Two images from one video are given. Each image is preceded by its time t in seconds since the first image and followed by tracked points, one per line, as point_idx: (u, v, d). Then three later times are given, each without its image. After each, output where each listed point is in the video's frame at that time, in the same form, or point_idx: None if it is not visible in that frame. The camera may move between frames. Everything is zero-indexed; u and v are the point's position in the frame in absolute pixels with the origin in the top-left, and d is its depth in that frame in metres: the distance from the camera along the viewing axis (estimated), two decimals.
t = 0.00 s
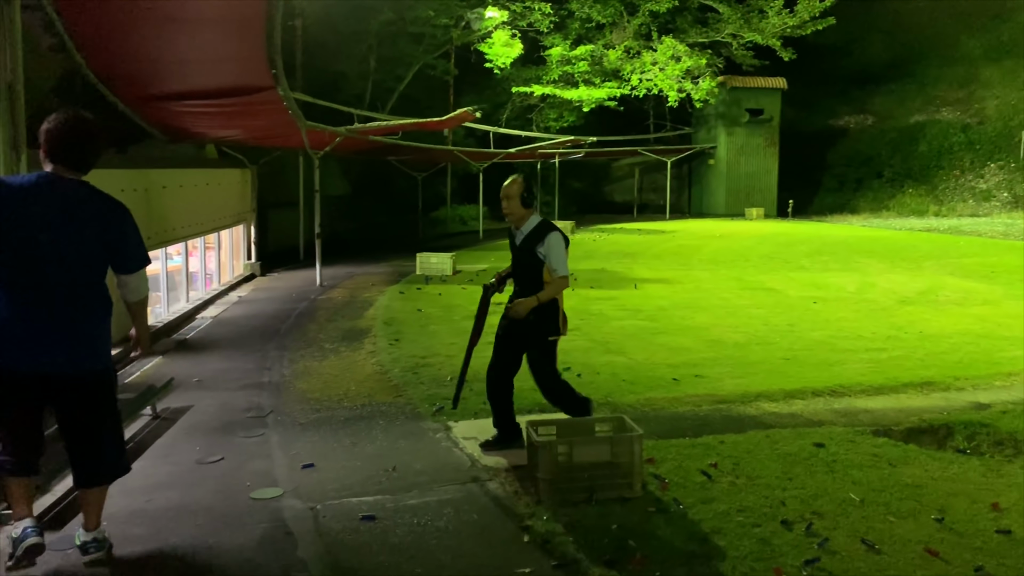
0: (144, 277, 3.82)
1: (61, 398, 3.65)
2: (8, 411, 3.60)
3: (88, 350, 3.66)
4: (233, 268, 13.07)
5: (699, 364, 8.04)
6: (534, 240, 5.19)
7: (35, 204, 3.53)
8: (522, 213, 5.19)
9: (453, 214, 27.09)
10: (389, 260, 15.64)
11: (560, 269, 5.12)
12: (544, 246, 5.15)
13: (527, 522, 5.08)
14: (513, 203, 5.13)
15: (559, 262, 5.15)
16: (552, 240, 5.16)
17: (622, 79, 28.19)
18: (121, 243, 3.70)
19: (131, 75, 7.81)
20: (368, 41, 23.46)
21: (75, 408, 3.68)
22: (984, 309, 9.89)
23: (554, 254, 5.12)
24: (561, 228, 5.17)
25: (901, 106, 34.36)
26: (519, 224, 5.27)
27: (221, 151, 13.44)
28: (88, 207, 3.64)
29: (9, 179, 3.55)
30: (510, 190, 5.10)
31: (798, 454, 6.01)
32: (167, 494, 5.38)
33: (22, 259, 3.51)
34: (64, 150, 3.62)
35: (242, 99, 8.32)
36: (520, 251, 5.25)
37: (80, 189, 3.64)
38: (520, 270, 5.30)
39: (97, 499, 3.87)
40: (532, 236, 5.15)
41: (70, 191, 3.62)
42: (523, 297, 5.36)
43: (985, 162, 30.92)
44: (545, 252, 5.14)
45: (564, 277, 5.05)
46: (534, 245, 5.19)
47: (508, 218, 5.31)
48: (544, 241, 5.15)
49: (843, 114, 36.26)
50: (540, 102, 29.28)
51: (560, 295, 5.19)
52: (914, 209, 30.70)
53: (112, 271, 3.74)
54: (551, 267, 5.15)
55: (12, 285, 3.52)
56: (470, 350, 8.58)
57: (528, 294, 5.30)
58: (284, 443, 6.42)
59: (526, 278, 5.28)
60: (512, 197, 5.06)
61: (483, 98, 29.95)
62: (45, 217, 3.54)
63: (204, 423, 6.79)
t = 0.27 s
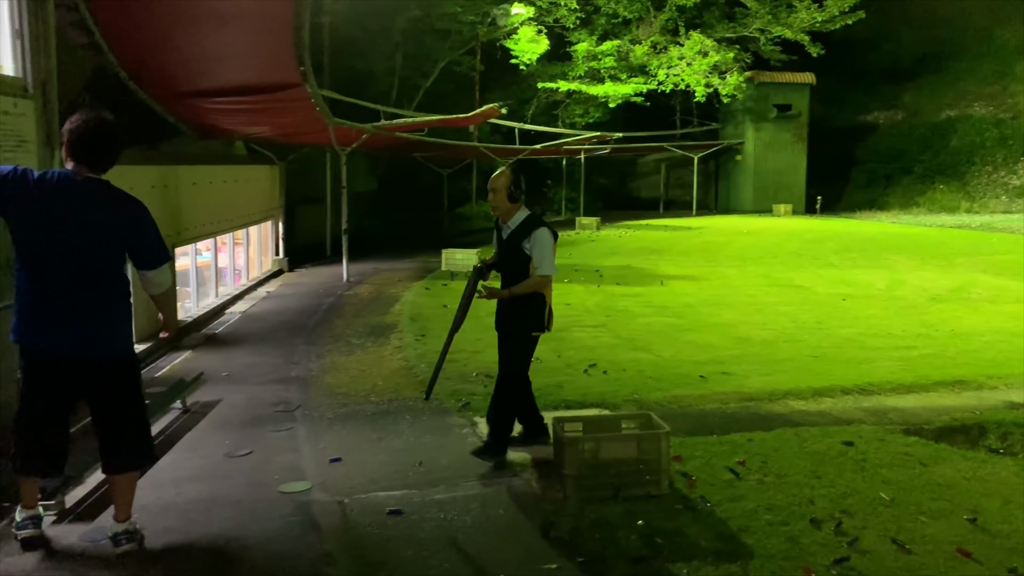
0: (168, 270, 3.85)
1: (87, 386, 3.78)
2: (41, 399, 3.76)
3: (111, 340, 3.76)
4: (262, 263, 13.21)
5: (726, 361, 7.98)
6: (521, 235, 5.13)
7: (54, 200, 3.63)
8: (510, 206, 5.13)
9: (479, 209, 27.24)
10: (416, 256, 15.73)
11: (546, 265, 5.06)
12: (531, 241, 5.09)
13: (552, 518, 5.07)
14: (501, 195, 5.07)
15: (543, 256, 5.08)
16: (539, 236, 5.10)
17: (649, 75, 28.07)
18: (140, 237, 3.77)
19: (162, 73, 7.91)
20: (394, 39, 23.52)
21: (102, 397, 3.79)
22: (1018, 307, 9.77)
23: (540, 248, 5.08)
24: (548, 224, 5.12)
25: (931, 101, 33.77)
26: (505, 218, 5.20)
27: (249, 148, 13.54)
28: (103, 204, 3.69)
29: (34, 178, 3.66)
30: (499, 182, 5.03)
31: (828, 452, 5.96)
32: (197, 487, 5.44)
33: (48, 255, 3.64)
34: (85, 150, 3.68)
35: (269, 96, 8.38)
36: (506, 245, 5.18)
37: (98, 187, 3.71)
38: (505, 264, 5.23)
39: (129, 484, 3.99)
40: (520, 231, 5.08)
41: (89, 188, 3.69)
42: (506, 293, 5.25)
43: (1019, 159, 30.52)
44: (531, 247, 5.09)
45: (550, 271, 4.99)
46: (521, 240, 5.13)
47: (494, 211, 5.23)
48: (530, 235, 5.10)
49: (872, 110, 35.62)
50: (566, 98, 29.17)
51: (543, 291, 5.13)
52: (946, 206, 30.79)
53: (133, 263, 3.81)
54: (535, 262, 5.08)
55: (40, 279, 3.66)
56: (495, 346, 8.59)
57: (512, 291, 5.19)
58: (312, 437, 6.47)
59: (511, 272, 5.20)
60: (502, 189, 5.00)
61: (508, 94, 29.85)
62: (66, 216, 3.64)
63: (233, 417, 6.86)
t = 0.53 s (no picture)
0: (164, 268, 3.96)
1: (103, 375, 3.91)
2: (64, 390, 3.87)
3: (123, 331, 3.89)
4: (292, 260, 13.33)
5: (757, 359, 7.92)
6: (512, 239, 5.06)
7: (57, 200, 3.72)
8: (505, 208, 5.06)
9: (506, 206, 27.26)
10: (445, 253, 15.76)
11: (530, 271, 4.96)
12: (520, 247, 5.00)
13: (583, 515, 5.04)
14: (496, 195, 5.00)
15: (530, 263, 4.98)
16: (529, 242, 5.00)
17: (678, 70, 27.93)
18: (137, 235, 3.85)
19: (194, 70, 7.99)
20: (423, 36, 23.57)
21: (112, 386, 3.93)
22: None
23: (527, 255, 4.98)
24: (542, 232, 5.01)
25: (967, 97, 33.15)
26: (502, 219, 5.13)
27: (280, 146, 13.65)
28: (107, 202, 3.80)
29: (41, 177, 3.74)
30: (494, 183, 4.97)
31: (860, 452, 5.89)
32: (229, 481, 5.51)
33: (58, 252, 3.75)
34: (87, 150, 3.77)
35: (299, 94, 8.45)
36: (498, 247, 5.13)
37: (100, 187, 3.81)
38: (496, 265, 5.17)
39: (151, 471, 4.13)
40: (510, 235, 5.02)
41: (93, 186, 3.78)
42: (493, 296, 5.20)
43: None
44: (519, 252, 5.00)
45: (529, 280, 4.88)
46: (511, 243, 5.05)
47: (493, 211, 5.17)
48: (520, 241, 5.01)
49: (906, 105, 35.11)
50: (595, 94, 29.11)
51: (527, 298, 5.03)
52: (982, 202, 30.48)
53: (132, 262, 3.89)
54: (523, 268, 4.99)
55: (52, 276, 3.78)
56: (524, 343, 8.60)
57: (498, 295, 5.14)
58: (342, 432, 6.52)
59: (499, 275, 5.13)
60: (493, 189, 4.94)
61: (537, 90, 29.81)
62: (70, 215, 3.73)
63: (263, 411, 6.93)
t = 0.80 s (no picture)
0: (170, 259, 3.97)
1: (119, 363, 3.98)
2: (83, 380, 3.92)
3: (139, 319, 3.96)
4: (322, 257, 13.44)
5: (787, 359, 7.85)
6: (505, 239, 5.20)
7: (69, 194, 3.77)
8: (496, 208, 5.20)
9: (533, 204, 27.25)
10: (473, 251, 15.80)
11: (526, 270, 5.09)
12: (514, 246, 5.14)
13: (612, 514, 5.02)
14: (487, 196, 5.13)
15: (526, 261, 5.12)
16: (522, 240, 5.14)
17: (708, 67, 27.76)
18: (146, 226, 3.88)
19: (224, 69, 8.06)
20: (451, 35, 23.60)
21: (124, 370, 4.02)
22: None
23: (522, 253, 5.11)
24: (534, 230, 5.15)
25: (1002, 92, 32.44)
26: (493, 220, 5.27)
27: (311, 144, 13.74)
28: (119, 196, 3.84)
29: (53, 174, 3.80)
30: (484, 183, 5.10)
31: (894, 453, 5.82)
32: (261, 475, 5.57)
33: (74, 247, 3.82)
34: (97, 147, 3.82)
35: (330, 93, 8.50)
36: (490, 247, 5.25)
37: (112, 180, 3.87)
38: (490, 267, 5.29)
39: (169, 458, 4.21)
40: (504, 235, 5.16)
41: (104, 183, 3.83)
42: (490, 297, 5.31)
43: None
44: (513, 251, 5.13)
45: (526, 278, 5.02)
46: (504, 243, 5.19)
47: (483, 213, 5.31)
48: (513, 240, 5.15)
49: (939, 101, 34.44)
50: (624, 91, 29.04)
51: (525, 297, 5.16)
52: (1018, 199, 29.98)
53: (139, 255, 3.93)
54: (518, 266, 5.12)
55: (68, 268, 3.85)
56: (552, 341, 8.60)
57: (494, 296, 5.25)
58: (371, 429, 6.56)
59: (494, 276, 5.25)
60: (485, 189, 5.08)
61: (565, 88, 29.74)
62: (83, 209, 3.79)
63: (294, 407, 7.00)
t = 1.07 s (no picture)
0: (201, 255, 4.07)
1: (150, 359, 4.04)
2: (117, 375, 3.98)
3: (172, 313, 4.03)
4: (352, 255, 13.52)
5: (820, 359, 7.77)
6: (497, 243, 4.97)
7: (98, 192, 3.82)
8: (483, 211, 4.94)
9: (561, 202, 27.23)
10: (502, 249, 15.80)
11: (525, 274, 4.90)
12: (509, 249, 4.93)
13: (641, 514, 4.99)
14: (475, 198, 4.86)
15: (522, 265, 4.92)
16: (516, 243, 4.94)
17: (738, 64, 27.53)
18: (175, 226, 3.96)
19: (256, 68, 8.15)
20: (480, 33, 23.63)
21: (150, 366, 4.06)
22: None
23: (516, 256, 4.91)
24: (526, 231, 4.97)
25: None
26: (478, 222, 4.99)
27: (342, 142, 13.83)
28: (153, 194, 3.90)
29: (84, 171, 3.85)
30: (471, 186, 4.83)
31: (929, 456, 5.75)
32: (292, 472, 5.63)
33: (106, 243, 3.87)
34: (125, 145, 3.86)
35: (360, 92, 8.56)
36: (481, 251, 5.00)
37: (144, 177, 3.92)
38: (481, 271, 5.04)
39: (198, 451, 4.28)
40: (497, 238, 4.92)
41: (132, 179, 3.88)
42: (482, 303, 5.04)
43: None
44: (506, 254, 4.93)
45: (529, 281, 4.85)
46: (497, 247, 4.97)
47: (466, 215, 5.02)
48: (506, 243, 4.95)
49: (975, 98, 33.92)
50: (653, 89, 28.89)
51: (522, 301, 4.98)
52: None
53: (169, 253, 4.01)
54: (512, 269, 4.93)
55: (98, 265, 3.89)
56: (582, 340, 8.57)
57: (488, 302, 5.00)
58: (400, 426, 6.59)
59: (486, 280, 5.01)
60: (474, 192, 4.82)
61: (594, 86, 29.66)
62: (114, 206, 3.83)
63: (324, 404, 7.06)
